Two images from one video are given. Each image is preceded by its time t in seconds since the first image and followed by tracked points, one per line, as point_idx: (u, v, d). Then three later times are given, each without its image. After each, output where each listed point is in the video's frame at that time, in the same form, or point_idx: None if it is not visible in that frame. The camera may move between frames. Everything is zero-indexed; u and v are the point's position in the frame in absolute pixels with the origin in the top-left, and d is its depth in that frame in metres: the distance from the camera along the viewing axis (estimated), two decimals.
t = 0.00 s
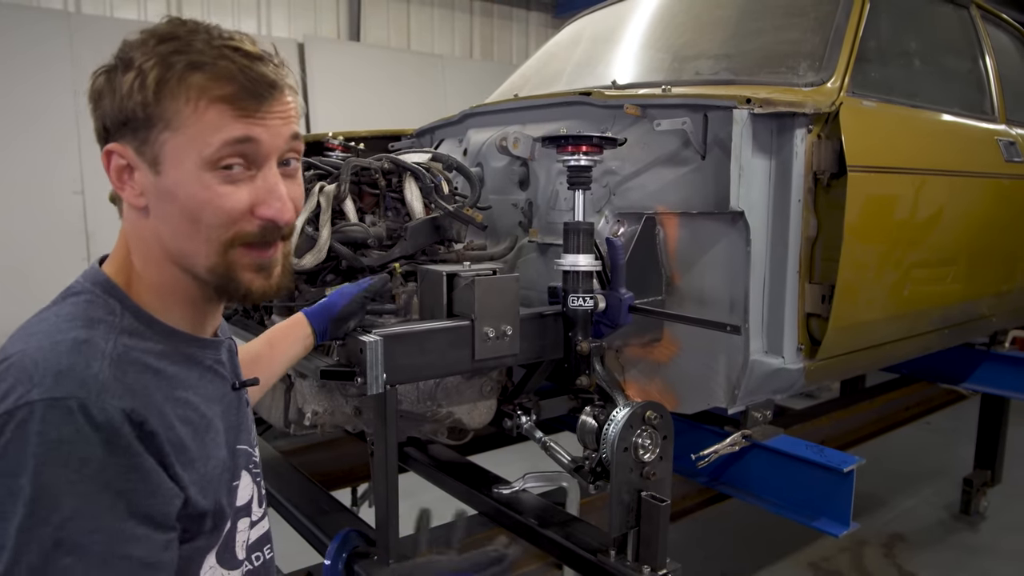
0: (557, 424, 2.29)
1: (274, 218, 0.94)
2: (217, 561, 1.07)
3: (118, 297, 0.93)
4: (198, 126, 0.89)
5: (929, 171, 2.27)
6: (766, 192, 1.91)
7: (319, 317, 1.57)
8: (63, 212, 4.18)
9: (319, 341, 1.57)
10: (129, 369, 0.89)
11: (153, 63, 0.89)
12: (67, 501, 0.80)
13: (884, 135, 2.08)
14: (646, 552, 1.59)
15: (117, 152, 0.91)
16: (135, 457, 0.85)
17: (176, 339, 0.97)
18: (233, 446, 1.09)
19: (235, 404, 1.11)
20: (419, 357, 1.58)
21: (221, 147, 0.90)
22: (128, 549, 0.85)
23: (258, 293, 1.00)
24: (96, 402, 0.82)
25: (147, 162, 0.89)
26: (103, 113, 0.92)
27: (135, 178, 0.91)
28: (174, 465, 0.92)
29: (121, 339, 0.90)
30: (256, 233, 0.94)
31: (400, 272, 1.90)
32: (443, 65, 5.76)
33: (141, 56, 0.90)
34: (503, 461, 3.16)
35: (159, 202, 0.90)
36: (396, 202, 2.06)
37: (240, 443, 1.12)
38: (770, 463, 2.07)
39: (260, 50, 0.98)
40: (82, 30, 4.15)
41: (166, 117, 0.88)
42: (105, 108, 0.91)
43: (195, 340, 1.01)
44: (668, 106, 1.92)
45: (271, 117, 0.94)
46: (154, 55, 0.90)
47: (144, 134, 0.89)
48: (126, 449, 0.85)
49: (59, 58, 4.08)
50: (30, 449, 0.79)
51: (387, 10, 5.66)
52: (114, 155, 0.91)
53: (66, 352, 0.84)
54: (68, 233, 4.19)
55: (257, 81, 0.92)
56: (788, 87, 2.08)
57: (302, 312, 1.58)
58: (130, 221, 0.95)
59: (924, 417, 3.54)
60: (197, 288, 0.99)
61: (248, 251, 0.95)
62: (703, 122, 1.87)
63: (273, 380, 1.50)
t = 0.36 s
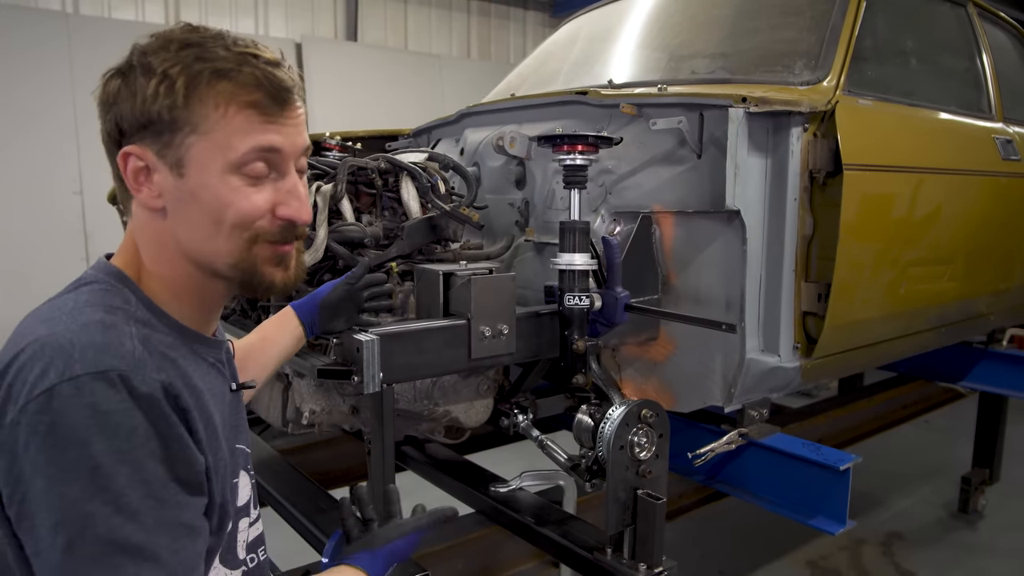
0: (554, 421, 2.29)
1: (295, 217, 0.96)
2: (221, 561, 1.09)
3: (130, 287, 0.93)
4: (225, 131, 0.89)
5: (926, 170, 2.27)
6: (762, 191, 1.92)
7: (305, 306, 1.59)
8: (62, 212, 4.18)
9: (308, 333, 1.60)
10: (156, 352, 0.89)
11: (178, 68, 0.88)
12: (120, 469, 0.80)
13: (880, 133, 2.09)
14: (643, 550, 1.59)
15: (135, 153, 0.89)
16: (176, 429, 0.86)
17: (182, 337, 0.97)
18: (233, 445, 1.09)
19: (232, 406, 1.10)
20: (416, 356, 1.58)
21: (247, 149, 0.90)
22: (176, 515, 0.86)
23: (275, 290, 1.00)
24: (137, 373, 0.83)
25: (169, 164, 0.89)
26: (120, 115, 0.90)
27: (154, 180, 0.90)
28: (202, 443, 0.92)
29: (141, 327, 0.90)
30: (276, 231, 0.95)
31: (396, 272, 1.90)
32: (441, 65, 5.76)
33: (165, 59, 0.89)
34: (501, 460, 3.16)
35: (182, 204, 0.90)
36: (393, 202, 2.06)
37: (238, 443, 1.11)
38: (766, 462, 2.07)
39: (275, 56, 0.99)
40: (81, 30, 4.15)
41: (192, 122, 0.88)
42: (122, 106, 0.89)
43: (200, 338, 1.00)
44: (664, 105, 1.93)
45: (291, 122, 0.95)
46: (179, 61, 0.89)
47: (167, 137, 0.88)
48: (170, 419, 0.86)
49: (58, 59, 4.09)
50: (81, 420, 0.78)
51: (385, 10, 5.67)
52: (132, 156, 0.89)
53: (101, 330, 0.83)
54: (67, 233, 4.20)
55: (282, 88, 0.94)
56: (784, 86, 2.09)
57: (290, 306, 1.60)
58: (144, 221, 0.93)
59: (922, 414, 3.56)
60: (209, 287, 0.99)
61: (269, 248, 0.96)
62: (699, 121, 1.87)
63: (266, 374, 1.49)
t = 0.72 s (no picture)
0: (551, 421, 2.30)
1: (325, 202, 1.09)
2: (233, 555, 1.06)
3: (152, 295, 0.88)
4: (305, 131, 0.97)
5: (921, 170, 2.28)
6: (758, 191, 1.92)
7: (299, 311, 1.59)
8: (60, 212, 4.19)
9: (308, 335, 1.61)
10: (184, 360, 0.86)
11: (267, 69, 0.91)
12: (135, 490, 0.78)
13: (875, 134, 2.10)
14: (639, 548, 1.60)
15: (228, 154, 0.87)
16: (197, 449, 0.84)
17: (204, 337, 0.93)
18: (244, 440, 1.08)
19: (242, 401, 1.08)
20: (414, 356, 1.59)
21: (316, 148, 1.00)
22: (181, 546, 0.82)
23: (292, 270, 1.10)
24: (162, 393, 0.81)
25: (260, 164, 0.91)
26: (194, 113, 0.86)
27: (242, 181, 0.90)
28: (224, 455, 0.90)
29: (168, 331, 0.87)
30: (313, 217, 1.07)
31: (394, 272, 1.91)
32: (439, 65, 5.76)
33: (240, 58, 0.89)
34: (499, 460, 3.16)
35: (271, 203, 0.93)
36: (390, 202, 2.06)
37: (252, 439, 1.11)
38: (762, 461, 2.08)
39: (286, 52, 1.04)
40: (79, 31, 4.15)
41: (288, 124, 0.93)
42: (197, 105, 0.85)
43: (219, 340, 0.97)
44: (660, 106, 1.94)
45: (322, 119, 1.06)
46: (263, 61, 0.91)
47: (263, 138, 0.90)
48: (192, 440, 0.84)
49: (57, 59, 4.10)
50: (101, 435, 0.76)
51: (383, 11, 5.68)
52: (226, 157, 0.87)
53: (132, 343, 0.81)
54: (65, 234, 4.21)
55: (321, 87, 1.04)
56: (780, 86, 2.09)
57: (285, 311, 1.61)
58: (208, 222, 0.91)
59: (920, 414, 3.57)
60: (233, 281, 1.00)
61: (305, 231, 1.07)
62: (695, 122, 1.88)
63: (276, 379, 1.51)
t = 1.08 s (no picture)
0: (550, 421, 2.31)
1: (280, 198, 0.98)
2: (227, 557, 1.07)
3: (117, 297, 0.94)
4: (200, 117, 0.90)
5: (919, 170, 2.28)
6: (755, 191, 1.93)
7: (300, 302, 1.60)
8: (60, 214, 4.20)
9: (308, 326, 1.61)
10: (132, 373, 0.89)
11: (134, 53, 0.87)
12: (57, 512, 0.81)
13: (873, 134, 2.10)
14: (637, 547, 1.61)
15: (107, 154, 0.89)
16: (133, 470, 0.86)
17: (174, 337, 0.98)
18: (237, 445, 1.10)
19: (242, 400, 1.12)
20: (412, 356, 1.59)
21: (224, 138, 0.91)
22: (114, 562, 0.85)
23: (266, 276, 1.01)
24: (91, 409, 0.83)
25: (143, 158, 0.89)
26: (77, 113, 0.90)
27: (133, 179, 0.90)
28: (174, 471, 0.92)
29: (121, 340, 0.90)
30: (263, 215, 0.97)
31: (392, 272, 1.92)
32: (438, 66, 5.77)
33: (113, 49, 0.88)
34: (498, 460, 3.17)
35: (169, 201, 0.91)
36: (389, 203, 2.07)
37: (246, 440, 1.12)
38: (760, 460, 2.09)
39: (233, 28, 0.98)
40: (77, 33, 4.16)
41: (166, 112, 0.88)
42: (83, 107, 0.89)
43: (199, 337, 1.02)
44: (658, 106, 1.94)
45: (261, 102, 0.96)
46: (134, 46, 0.88)
47: (140, 132, 0.88)
48: (124, 460, 0.85)
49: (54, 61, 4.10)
50: (21, 456, 0.80)
51: (382, 12, 5.68)
52: (103, 157, 0.89)
53: (72, 355, 0.85)
54: (65, 235, 4.22)
55: (246, 61, 0.94)
56: (777, 86, 2.10)
57: (284, 302, 1.60)
58: (128, 223, 0.94)
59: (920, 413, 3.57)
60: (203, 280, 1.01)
61: (263, 230, 0.98)
62: (692, 122, 1.89)
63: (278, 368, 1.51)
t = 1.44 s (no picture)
0: (548, 422, 2.32)
1: (184, 187, 0.94)
2: (195, 568, 1.06)
3: (76, 293, 0.97)
4: (74, 113, 0.90)
5: (915, 172, 2.28)
6: (751, 193, 1.94)
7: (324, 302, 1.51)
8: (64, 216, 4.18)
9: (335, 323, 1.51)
10: (69, 362, 0.90)
11: (22, 62, 0.92)
12: None
13: (869, 136, 2.11)
14: (632, 547, 1.62)
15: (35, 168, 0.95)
16: (54, 457, 0.85)
17: (135, 334, 1.00)
18: (202, 446, 1.06)
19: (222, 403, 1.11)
20: (407, 356, 1.60)
21: (99, 131, 0.90)
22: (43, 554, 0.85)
23: (193, 271, 0.98)
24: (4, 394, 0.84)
25: (52, 164, 0.92)
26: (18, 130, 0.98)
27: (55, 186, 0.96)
28: (108, 464, 0.90)
29: (69, 333, 0.93)
30: (170, 208, 0.94)
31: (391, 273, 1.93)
32: (438, 67, 5.79)
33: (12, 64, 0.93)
34: (496, 461, 3.18)
35: (79, 205, 0.93)
36: (387, 204, 2.07)
37: (215, 446, 1.08)
38: (757, 461, 2.09)
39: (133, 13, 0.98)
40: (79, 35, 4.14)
41: (47, 114, 0.91)
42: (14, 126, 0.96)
43: (166, 336, 1.04)
44: (654, 109, 1.95)
45: (139, 86, 0.93)
46: (18, 53, 0.93)
47: (41, 140, 0.93)
48: (37, 449, 0.85)
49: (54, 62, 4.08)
50: None
51: (382, 14, 5.70)
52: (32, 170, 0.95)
53: (10, 344, 0.89)
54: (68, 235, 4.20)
55: (111, 46, 0.91)
56: (772, 89, 2.11)
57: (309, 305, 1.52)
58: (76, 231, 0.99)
59: (918, 413, 3.57)
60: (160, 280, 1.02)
61: (174, 222, 0.94)
62: (688, 124, 1.90)
63: (296, 375, 1.43)
